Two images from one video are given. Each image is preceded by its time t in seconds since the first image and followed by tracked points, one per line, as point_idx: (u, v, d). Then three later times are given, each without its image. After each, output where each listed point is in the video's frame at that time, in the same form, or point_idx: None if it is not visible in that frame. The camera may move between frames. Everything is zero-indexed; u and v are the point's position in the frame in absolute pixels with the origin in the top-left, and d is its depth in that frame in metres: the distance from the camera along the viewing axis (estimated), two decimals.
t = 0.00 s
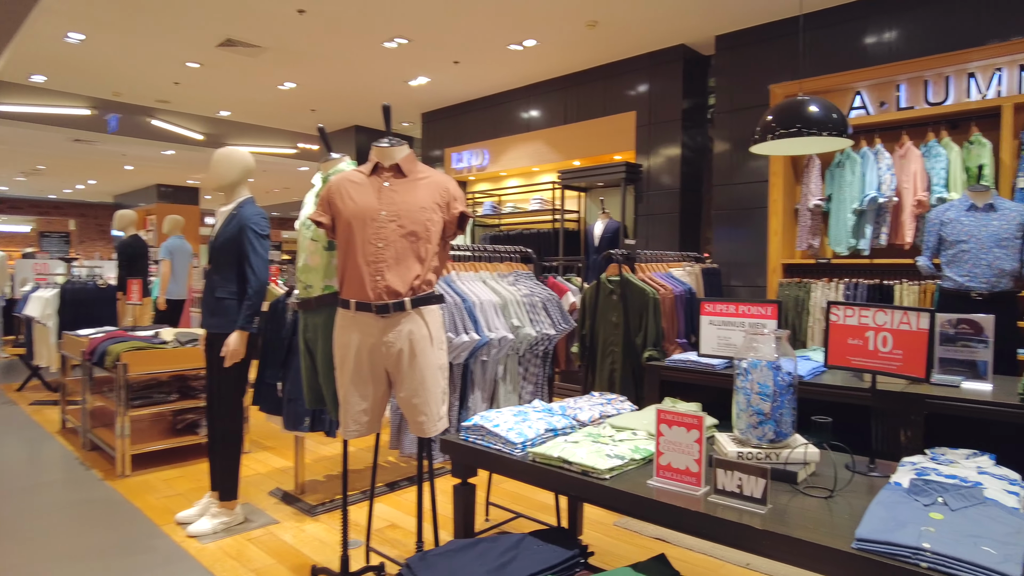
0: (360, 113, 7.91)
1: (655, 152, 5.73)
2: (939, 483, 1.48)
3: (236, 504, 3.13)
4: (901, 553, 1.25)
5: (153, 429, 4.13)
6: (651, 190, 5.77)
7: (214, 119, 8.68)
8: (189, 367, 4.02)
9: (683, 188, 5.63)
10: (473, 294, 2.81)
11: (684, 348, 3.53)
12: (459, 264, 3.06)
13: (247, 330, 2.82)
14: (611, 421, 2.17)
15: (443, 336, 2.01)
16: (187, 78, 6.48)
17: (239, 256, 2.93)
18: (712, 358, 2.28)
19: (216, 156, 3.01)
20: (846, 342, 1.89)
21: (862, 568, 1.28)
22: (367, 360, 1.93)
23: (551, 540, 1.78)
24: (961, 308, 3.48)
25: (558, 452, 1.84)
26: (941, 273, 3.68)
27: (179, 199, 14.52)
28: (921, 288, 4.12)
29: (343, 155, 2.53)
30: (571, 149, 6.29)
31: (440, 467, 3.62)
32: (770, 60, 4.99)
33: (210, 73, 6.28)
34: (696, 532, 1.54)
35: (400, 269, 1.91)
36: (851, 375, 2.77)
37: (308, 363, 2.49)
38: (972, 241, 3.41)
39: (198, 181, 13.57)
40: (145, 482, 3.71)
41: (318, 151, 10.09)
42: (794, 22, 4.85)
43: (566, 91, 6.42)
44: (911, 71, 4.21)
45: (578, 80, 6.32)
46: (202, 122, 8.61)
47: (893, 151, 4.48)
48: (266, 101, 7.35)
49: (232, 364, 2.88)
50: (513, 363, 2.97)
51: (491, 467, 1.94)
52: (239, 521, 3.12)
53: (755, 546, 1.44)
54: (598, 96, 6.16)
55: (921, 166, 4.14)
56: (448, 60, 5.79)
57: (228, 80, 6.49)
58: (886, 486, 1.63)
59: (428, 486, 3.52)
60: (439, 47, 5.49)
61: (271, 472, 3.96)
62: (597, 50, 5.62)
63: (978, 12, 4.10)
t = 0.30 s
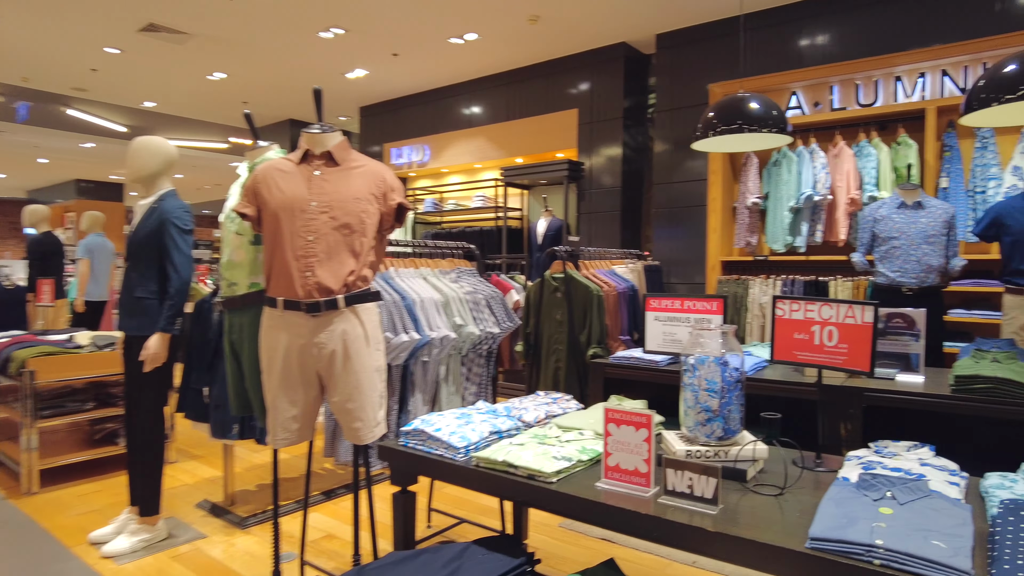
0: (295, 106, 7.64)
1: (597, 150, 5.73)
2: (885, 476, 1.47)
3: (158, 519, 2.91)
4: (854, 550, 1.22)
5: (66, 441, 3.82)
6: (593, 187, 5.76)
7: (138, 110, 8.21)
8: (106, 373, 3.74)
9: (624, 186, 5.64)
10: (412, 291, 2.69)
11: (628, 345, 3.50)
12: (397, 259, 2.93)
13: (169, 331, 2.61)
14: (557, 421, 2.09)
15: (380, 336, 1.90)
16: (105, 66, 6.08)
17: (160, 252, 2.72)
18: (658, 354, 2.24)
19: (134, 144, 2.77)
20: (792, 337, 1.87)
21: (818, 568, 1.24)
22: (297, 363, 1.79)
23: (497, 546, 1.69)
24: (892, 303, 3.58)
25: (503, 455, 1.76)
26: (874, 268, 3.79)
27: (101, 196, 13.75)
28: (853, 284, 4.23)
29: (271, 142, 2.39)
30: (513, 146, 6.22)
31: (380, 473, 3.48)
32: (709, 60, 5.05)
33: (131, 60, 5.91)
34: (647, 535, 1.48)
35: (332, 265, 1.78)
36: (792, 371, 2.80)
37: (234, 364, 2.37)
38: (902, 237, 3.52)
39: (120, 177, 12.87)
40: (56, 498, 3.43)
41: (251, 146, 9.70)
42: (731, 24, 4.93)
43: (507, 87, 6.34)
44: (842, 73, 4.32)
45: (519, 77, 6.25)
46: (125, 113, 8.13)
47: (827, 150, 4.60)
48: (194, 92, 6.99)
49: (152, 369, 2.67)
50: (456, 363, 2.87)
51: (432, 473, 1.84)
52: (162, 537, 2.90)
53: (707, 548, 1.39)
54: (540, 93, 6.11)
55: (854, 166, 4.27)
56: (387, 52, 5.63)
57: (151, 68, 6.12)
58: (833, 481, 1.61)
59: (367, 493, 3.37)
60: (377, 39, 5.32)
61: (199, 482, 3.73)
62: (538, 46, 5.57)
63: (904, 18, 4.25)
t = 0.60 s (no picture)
0: (220, 97, 7.27)
1: (536, 148, 5.69)
2: (830, 477, 1.47)
3: (65, 542, 2.66)
4: (804, 555, 1.20)
5: None
6: (531, 186, 5.72)
7: (45, 98, 7.64)
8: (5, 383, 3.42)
9: (563, 185, 5.63)
10: (345, 292, 2.56)
11: (568, 345, 3.48)
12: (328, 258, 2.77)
13: (76, 338, 2.39)
14: (499, 427, 2.02)
15: (310, 341, 1.76)
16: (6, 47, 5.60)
17: (66, 250, 2.49)
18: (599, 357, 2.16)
19: (33, 131, 2.50)
20: (734, 337, 1.87)
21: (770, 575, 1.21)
22: (218, 372, 1.65)
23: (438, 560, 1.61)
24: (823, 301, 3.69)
25: (443, 465, 1.67)
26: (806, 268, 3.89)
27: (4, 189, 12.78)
28: (784, 282, 4.35)
29: (190, 132, 2.20)
30: (450, 142, 6.12)
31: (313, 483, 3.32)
32: (645, 61, 5.09)
33: (35, 42, 5.46)
34: (595, 545, 1.43)
35: (257, 265, 1.65)
36: (729, 369, 2.83)
37: (149, 374, 2.18)
38: (832, 238, 3.63)
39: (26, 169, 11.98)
40: None
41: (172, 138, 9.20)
42: (667, 25, 4.98)
43: (444, 83, 6.23)
44: (772, 78, 4.44)
45: (457, 72, 6.15)
46: (30, 100, 7.54)
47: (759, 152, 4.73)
48: (108, 79, 6.54)
49: (56, 379, 2.44)
50: (393, 368, 2.75)
51: (368, 486, 1.73)
52: (69, 561, 2.65)
53: (656, 557, 1.35)
54: (478, 89, 6.02)
55: (785, 167, 4.39)
56: (318, 43, 5.41)
57: (58, 51, 5.68)
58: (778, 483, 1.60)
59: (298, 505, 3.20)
60: (308, 29, 5.10)
61: (113, 499, 3.46)
62: (476, 41, 5.48)
63: (830, 26, 4.39)
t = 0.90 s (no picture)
0: (151, 90, 6.95)
1: (481, 149, 5.67)
2: (777, 477, 1.51)
3: None
4: (755, 555, 1.22)
5: None
6: (477, 187, 5.70)
7: None
8: None
9: (509, 187, 5.62)
10: (287, 297, 2.47)
11: (517, 347, 3.48)
12: (268, 261, 2.67)
13: None
14: (450, 434, 1.98)
15: (251, 349, 1.69)
16: None
17: None
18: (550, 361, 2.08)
19: None
20: (681, 340, 1.89)
21: None
22: (152, 382, 1.56)
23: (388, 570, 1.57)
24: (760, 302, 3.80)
25: (393, 475, 1.63)
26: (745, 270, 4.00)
27: None
28: (724, 284, 4.48)
29: (121, 128, 2.08)
30: (394, 141, 6.03)
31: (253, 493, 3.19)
32: (590, 64, 5.14)
33: None
34: (548, 553, 1.41)
35: (194, 269, 1.57)
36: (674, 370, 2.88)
37: (74, 381, 2.08)
38: (771, 241, 3.75)
39: None
40: None
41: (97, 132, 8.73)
42: (612, 30, 5.04)
43: (388, 81, 6.12)
44: (714, 83, 4.65)
45: (401, 70, 6.05)
46: None
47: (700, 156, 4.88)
48: (26, 68, 6.15)
49: None
50: (337, 374, 2.68)
51: (314, 498, 1.67)
52: None
53: (610, 562, 1.35)
54: (423, 88, 5.95)
55: (725, 172, 4.51)
56: (257, 37, 5.23)
57: None
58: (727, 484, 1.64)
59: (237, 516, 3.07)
60: (246, 22, 4.93)
61: (32, 517, 3.24)
62: (420, 40, 5.41)
63: (767, 35, 4.54)
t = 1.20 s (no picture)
0: (84, 83, 6.63)
1: (434, 150, 5.64)
2: (738, 474, 1.56)
3: None
4: (722, 551, 1.27)
5: None
6: (430, 188, 5.66)
7: None
8: None
9: (463, 189, 5.61)
10: (242, 300, 2.39)
11: (474, 349, 3.45)
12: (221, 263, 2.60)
13: None
14: (412, 438, 1.97)
15: (208, 355, 1.63)
16: None
17: None
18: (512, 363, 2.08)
19: None
20: (642, 341, 1.92)
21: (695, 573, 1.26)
22: (104, 390, 1.50)
23: None
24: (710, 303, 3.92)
25: (358, 481, 1.60)
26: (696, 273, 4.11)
27: None
28: (673, 286, 4.59)
29: (64, 124, 2.00)
30: (344, 141, 5.94)
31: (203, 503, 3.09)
32: (543, 68, 5.18)
33: None
34: (519, 555, 1.42)
35: (148, 272, 1.51)
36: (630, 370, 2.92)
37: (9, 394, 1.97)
38: (720, 244, 3.87)
39: None
40: None
41: (23, 126, 8.27)
42: (564, 34, 5.09)
43: (339, 79, 6.01)
44: (663, 90, 4.80)
45: (352, 69, 5.96)
46: None
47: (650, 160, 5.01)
48: None
49: None
50: (294, 380, 2.62)
51: (276, 508, 1.63)
52: None
53: (580, 562, 1.37)
54: (373, 88, 5.87)
55: (674, 176, 4.62)
56: (202, 31, 5.06)
57: None
58: (689, 482, 1.69)
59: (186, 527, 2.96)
60: (190, 16, 4.76)
61: None
62: (372, 39, 5.34)
63: (714, 44, 4.66)
